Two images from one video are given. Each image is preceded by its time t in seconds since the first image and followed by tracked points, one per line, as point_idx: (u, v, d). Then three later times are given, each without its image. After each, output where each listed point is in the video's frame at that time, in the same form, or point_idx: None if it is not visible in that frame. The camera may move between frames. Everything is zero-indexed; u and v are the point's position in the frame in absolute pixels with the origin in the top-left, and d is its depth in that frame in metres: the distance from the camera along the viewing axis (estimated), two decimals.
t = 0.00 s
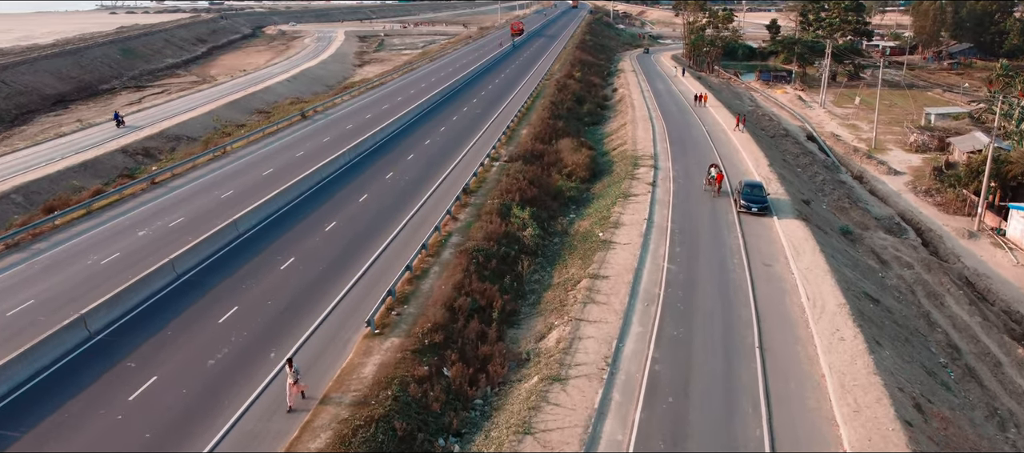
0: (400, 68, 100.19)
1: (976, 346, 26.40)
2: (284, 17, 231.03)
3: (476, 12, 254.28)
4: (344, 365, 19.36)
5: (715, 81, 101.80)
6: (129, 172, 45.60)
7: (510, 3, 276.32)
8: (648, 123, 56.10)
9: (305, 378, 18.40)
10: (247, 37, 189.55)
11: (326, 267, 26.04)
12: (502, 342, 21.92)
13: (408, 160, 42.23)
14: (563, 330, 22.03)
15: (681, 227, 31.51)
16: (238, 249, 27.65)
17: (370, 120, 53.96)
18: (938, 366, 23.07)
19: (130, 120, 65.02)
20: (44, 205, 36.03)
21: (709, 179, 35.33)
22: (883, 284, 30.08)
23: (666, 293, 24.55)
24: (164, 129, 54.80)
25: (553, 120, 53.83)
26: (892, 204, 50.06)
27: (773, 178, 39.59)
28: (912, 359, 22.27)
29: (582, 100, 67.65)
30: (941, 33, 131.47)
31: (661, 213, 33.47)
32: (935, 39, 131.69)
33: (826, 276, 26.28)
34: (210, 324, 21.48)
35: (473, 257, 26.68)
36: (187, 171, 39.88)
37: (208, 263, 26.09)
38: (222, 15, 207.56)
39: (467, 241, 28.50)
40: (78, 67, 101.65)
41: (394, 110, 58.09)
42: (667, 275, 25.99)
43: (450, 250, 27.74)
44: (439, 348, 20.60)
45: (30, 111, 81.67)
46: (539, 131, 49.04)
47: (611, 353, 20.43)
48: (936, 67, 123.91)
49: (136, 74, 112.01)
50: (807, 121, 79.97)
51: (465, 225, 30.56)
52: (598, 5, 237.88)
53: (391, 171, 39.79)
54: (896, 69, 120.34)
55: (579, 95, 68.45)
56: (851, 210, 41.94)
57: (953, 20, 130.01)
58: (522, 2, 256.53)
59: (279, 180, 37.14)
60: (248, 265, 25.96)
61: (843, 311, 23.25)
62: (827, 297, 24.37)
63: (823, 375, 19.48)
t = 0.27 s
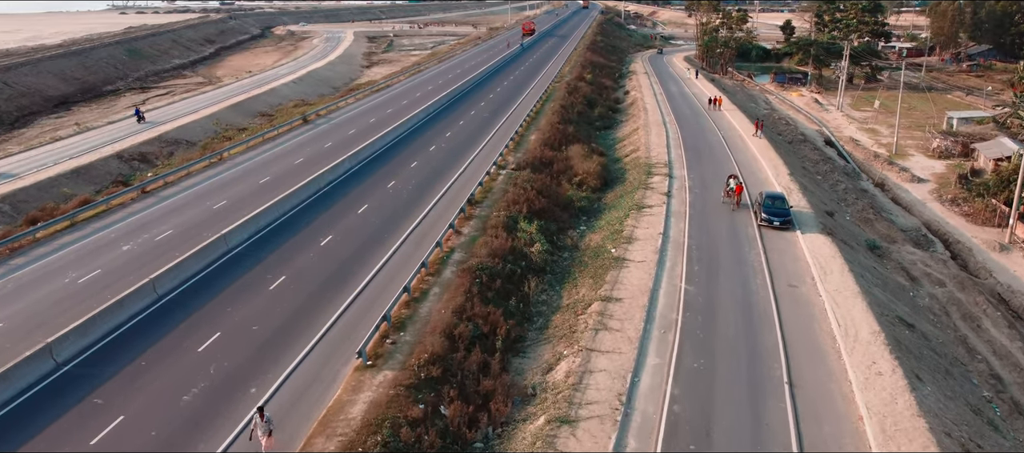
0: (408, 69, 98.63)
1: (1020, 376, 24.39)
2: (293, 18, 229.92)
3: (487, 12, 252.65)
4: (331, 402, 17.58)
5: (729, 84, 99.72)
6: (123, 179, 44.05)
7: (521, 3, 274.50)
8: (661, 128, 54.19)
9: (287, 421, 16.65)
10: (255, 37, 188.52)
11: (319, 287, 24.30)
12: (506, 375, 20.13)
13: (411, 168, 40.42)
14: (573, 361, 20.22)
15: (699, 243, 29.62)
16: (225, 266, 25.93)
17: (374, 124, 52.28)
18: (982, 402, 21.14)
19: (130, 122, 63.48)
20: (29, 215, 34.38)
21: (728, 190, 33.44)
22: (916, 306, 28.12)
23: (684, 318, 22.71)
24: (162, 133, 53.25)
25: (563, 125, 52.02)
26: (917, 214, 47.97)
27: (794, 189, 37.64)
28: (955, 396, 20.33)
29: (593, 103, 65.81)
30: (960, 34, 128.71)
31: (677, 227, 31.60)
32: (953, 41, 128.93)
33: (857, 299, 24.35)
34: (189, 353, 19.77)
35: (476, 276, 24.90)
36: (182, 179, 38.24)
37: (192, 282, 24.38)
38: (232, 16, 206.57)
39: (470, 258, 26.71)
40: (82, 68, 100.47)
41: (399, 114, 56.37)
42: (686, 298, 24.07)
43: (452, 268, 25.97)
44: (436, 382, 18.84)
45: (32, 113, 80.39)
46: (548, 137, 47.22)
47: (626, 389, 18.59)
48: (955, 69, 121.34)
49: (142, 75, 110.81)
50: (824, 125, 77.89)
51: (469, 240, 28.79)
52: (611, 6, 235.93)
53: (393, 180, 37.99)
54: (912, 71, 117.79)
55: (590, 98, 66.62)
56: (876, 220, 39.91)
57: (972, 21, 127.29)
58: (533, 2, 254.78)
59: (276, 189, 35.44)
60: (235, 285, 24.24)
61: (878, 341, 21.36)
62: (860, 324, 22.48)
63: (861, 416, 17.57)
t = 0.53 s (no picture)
0: (417, 71, 97.05)
1: None
2: (304, 18, 228.84)
3: (498, 13, 250.86)
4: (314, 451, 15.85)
5: (744, 86, 97.61)
6: (117, 186, 42.56)
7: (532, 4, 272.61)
8: (676, 134, 52.28)
9: None
10: (264, 38, 187.52)
11: (309, 311, 22.57)
12: (509, 414, 18.36)
13: (415, 177, 38.66)
14: (583, 401, 18.44)
15: (718, 261, 27.75)
16: (211, 287, 24.23)
17: (378, 129, 50.62)
18: None
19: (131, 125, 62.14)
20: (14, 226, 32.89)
21: (749, 204, 31.55)
22: (953, 331, 26.16)
23: (705, 348, 20.86)
24: (161, 137, 51.80)
25: (574, 131, 50.21)
26: (944, 225, 45.85)
27: (818, 200, 35.70)
28: (1006, 441, 18.40)
29: (605, 108, 63.98)
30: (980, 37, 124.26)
31: (695, 243, 29.73)
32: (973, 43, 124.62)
33: (892, 327, 22.41)
34: (163, 389, 18.08)
35: (479, 299, 23.12)
36: (175, 187, 36.67)
37: (173, 306, 22.69)
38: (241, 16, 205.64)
39: (473, 279, 24.94)
40: (88, 69, 99.33)
41: (404, 118, 54.72)
42: (707, 326, 22.21)
43: (454, 290, 24.20)
44: (432, 426, 17.12)
45: (34, 115, 79.25)
46: (558, 144, 45.41)
47: (642, 434, 16.77)
48: (975, 71, 118.61)
49: (148, 76, 109.69)
50: (842, 129, 75.79)
51: (473, 258, 27.01)
52: (623, 6, 233.81)
53: (395, 190, 36.22)
54: (931, 73, 114.02)
55: (601, 102, 64.81)
56: (904, 234, 37.87)
57: (993, 22, 123.74)
58: (545, 3, 252.83)
59: (273, 200, 33.77)
60: (220, 308, 22.56)
61: (919, 377, 19.46)
62: (897, 357, 20.55)
63: None
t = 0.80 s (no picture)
0: (425, 73, 95.35)
1: None
2: (313, 19, 227.49)
3: (508, 13, 248.92)
4: None
5: (758, 90, 95.43)
6: (109, 197, 40.99)
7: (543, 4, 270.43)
8: (690, 142, 50.41)
9: None
10: (273, 38, 186.30)
11: (298, 344, 20.85)
12: None
13: (418, 190, 36.94)
14: None
15: (739, 286, 25.86)
16: (192, 317, 22.48)
17: (382, 137, 48.93)
18: None
19: (131, 130, 60.70)
20: None
21: (771, 224, 29.61)
22: (993, 366, 24.27)
23: (728, 392, 19.04)
24: (159, 144, 50.27)
25: (584, 139, 48.39)
26: (971, 240, 43.85)
27: (842, 217, 33.77)
28: None
29: (617, 114, 62.13)
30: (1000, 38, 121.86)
31: (714, 266, 27.86)
32: (993, 46, 122.26)
33: (932, 367, 20.52)
34: (131, 441, 16.42)
35: (481, 333, 21.37)
36: (167, 200, 35.03)
37: (149, 341, 20.94)
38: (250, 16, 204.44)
39: (475, 309, 23.19)
40: (92, 71, 98.09)
41: (410, 125, 53.02)
42: (730, 365, 20.37)
43: (454, 322, 22.46)
44: None
45: (36, 118, 77.99)
46: (568, 154, 43.59)
47: None
48: (995, 75, 115.83)
49: (154, 78, 108.42)
50: (861, 135, 73.62)
51: (476, 283, 25.25)
52: (634, 7, 231.46)
53: (396, 205, 34.43)
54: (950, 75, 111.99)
55: (613, 108, 62.95)
56: (932, 252, 35.90)
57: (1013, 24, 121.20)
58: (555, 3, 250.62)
59: (268, 215, 32.10)
60: (202, 342, 20.89)
61: (966, 429, 17.58)
62: (941, 404, 18.67)
63: None
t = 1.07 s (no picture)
0: (433, 77, 93.70)
1: None
2: (323, 20, 226.26)
3: (519, 14, 246.99)
4: None
5: (774, 95, 93.28)
6: (101, 213, 39.60)
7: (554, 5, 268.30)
8: (705, 154, 48.53)
9: None
10: (283, 40, 185.11)
11: (284, 389, 19.19)
12: None
13: (421, 208, 35.26)
14: None
15: (762, 322, 24.03)
16: (172, 356, 20.88)
17: (386, 148, 47.31)
18: None
19: (131, 138, 59.35)
20: None
21: (795, 252, 27.68)
22: None
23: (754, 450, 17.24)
24: (157, 154, 48.85)
25: (595, 151, 46.60)
26: (1000, 260, 41.84)
27: (868, 240, 31.88)
28: None
29: (629, 123, 60.30)
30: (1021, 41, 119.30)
31: (733, 297, 26.02)
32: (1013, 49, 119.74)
33: (977, 421, 18.65)
34: None
35: (481, 380, 19.65)
36: (158, 219, 33.46)
37: (121, 386, 19.36)
38: (260, 17, 203.32)
39: (477, 349, 21.46)
40: (97, 75, 97.00)
41: (415, 135, 51.35)
42: (755, 417, 18.57)
43: (454, 365, 20.77)
44: None
45: (38, 123, 76.87)
46: (578, 168, 41.79)
47: None
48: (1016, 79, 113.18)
49: (160, 82, 107.28)
50: (880, 144, 71.49)
51: (478, 318, 23.56)
52: (646, 8, 229.07)
53: (396, 226, 32.68)
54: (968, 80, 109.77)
55: (625, 116, 61.14)
56: (963, 276, 33.94)
57: None
58: (566, 4, 248.37)
59: (261, 237, 30.48)
60: (180, 387, 19.29)
61: None
62: None
63: None
